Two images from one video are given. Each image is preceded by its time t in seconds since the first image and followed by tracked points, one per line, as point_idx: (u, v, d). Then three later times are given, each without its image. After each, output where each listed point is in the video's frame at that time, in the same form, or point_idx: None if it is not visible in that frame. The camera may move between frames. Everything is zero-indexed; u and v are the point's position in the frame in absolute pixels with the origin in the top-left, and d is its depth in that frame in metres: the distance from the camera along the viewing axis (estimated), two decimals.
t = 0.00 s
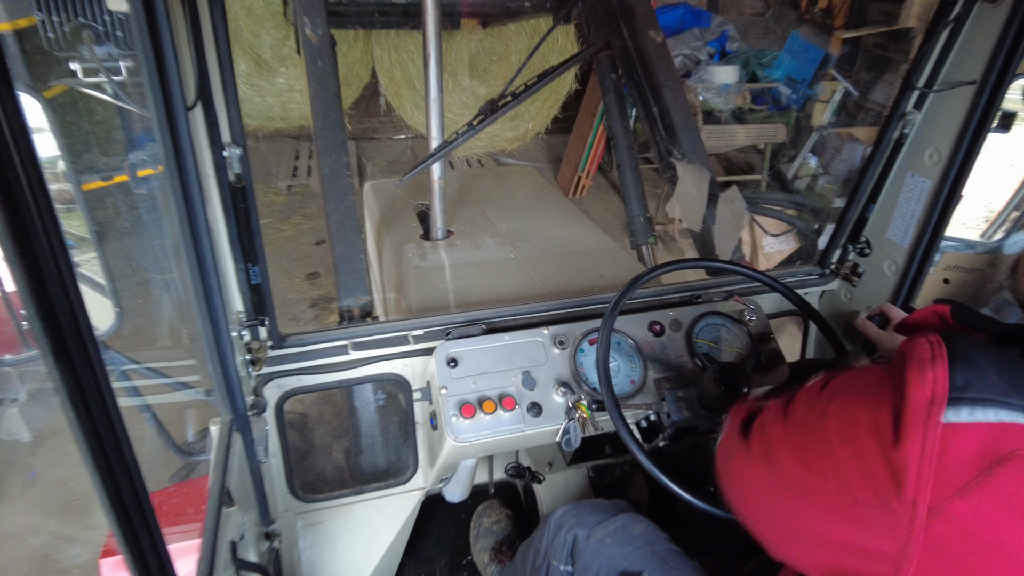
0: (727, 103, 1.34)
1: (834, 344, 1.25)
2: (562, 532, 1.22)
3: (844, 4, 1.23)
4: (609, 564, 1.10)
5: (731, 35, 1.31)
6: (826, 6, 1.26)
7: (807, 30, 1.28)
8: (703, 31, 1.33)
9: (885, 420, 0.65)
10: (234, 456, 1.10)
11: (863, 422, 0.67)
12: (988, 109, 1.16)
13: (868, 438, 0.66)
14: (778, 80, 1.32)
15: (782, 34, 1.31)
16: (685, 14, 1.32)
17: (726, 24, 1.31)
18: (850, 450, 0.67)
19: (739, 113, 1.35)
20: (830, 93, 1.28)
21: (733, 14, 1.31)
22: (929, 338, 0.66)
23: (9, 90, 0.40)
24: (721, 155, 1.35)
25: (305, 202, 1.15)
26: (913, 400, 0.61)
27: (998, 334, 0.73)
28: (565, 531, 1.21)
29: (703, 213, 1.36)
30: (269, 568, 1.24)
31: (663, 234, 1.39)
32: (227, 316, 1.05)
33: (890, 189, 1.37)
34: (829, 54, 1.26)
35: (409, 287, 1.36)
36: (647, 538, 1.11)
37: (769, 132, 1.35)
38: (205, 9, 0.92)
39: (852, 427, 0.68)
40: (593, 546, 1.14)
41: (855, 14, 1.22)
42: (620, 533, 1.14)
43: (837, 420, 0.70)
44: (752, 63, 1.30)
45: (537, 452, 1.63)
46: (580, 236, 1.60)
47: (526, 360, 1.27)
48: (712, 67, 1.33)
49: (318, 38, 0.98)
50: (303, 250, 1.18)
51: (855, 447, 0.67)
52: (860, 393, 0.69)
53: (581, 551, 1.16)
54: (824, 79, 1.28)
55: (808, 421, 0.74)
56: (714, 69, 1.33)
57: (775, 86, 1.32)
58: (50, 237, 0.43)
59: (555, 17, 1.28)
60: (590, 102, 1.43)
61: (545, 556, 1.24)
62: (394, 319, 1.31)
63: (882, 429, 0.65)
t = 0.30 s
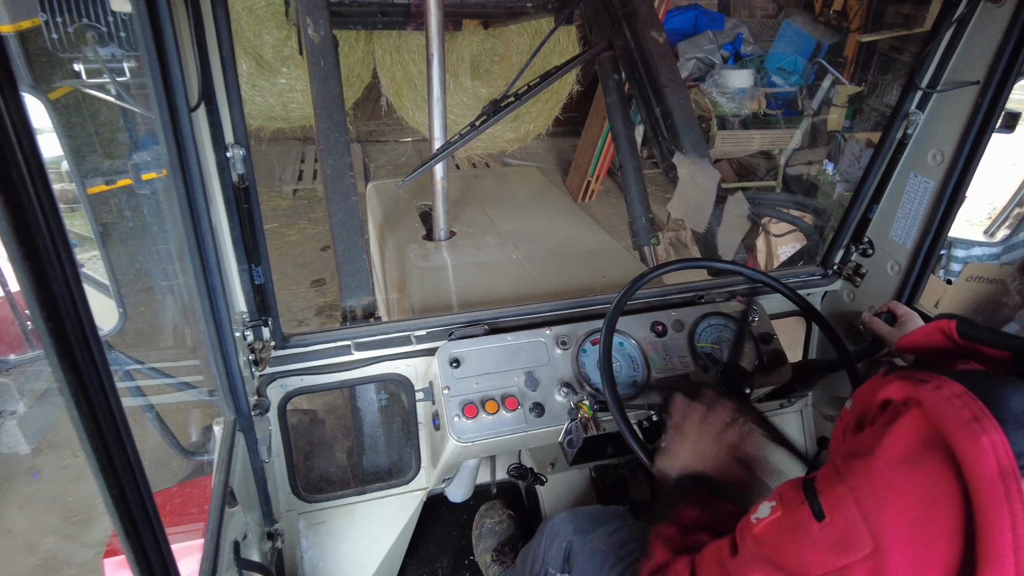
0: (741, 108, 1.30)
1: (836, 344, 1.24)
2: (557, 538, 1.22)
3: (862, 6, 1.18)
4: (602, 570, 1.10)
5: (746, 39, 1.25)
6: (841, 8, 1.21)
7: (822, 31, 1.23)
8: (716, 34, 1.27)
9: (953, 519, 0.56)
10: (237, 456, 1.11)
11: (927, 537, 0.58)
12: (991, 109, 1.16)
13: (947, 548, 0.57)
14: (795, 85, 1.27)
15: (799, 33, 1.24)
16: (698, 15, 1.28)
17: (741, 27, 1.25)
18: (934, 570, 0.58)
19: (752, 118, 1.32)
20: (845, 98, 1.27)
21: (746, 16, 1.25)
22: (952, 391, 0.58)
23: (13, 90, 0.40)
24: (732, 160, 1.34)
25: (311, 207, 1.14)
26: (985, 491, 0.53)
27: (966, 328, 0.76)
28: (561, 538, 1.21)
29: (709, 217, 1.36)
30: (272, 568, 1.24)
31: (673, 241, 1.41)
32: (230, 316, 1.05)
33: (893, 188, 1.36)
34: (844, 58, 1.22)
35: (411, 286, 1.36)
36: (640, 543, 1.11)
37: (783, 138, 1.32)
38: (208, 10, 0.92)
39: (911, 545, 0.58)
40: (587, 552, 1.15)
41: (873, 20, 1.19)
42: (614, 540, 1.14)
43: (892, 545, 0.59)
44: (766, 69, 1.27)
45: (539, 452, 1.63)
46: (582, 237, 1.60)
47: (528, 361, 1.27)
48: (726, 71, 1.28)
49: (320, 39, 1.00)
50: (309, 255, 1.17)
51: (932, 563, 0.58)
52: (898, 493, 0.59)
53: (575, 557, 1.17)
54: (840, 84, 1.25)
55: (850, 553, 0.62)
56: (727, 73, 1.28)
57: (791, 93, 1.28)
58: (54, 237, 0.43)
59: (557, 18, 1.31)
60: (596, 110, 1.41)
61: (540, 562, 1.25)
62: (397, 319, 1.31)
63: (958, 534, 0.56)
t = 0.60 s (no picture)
0: (753, 113, 1.29)
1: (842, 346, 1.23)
2: (557, 542, 1.21)
3: (876, 9, 1.17)
4: None
5: (757, 42, 1.25)
6: (853, 10, 1.19)
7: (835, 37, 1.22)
8: (727, 37, 1.28)
9: (911, 438, 0.60)
10: (241, 454, 1.11)
11: (884, 437, 0.61)
12: (997, 109, 1.16)
13: (892, 458, 0.61)
14: (807, 89, 1.27)
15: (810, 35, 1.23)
16: (708, 19, 1.28)
17: (752, 30, 1.25)
18: (871, 471, 0.62)
19: (765, 124, 1.30)
20: (857, 101, 1.27)
21: (755, 19, 1.26)
22: (945, 348, 0.61)
23: (19, 86, 0.40)
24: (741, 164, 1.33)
25: (315, 211, 1.14)
26: (945, 426, 0.57)
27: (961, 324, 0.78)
28: (561, 542, 1.20)
29: (713, 217, 1.34)
30: (275, 565, 1.25)
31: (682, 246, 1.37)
32: (234, 313, 1.06)
33: (899, 188, 1.36)
34: (857, 62, 1.24)
35: (415, 284, 1.35)
36: (641, 547, 1.11)
37: (801, 142, 1.33)
38: (213, 8, 0.92)
39: (868, 437, 0.62)
40: (588, 557, 1.14)
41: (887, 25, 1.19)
42: (615, 543, 1.14)
43: (850, 430, 0.63)
44: (778, 74, 1.26)
45: (543, 450, 1.64)
46: (586, 235, 1.60)
47: (531, 359, 1.26)
48: (738, 75, 1.27)
49: (326, 37, 1.00)
50: (314, 260, 1.17)
51: (875, 462, 0.62)
52: (873, 401, 0.63)
53: (576, 562, 1.16)
54: (851, 87, 1.26)
55: (813, 422, 0.66)
56: (739, 77, 1.26)
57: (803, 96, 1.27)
58: (59, 234, 0.44)
59: (562, 17, 1.33)
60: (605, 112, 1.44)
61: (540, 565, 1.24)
62: (401, 317, 1.31)
63: (907, 449, 0.60)
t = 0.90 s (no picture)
0: (764, 119, 1.23)
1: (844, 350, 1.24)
2: (563, 540, 1.22)
3: (887, 12, 1.17)
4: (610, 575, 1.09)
5: (767, 46, 1.22)
6: (863, 14, 1.17)
7: (843, 39, 1.20)
8: (736, 40, 1.23)
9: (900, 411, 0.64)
10: (244, 455, 1.11)
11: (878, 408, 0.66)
12: (1004, 114, 1.15)
13: (880, 427, 0.65)
14: (818, 94, 1.24)
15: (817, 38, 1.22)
16: (716, 21, 1.25)
17: (762, 32, 1.22)
18: (862, 437, 0.67)
19: (776, 130, 1.25)
20: (867, 105, 1.26)
21: (763, 21, 1.22)
22: (946, 341, 0.65)
23: (28, 88, 0.41)
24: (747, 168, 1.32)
25: (317, 216, 1.15)
26: (924, 402, 0.61)
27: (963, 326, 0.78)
28: (566, 540, 1.20)
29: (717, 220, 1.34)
30: (277, 565, 1.25)
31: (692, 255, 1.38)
32: (239, 314, 1.06)
33: (906, 193, 1.35)
34: (866, 64, 1.21)
35: (419, 286, 1.36)
36: (648, 547, 1.11)
37: (812, 149, 1.31)
38: (221, 11, 0.93)
39: (866, 406, 0.68)
40: (595, 554, 1.14)
41: (899, 29, 1.18)
42: (621, 542, 1.13)
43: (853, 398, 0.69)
44: (788, 78, 1.22)
45: (545, 453, 1.65)
46: (590, 239, 1.60)
47: (535, 362, 1.27)
48: (747, 79, 1.23)
49: (332, 40, 1.01)
50: (315, 266, 1.18)
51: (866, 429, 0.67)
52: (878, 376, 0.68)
53: (582, 560, 1.16)
54: (861, 91, 1.24)
55: (824, 390, 0.72)
56: (749, 82, 1.21)
57: (815, 102, 1.25)
58: (66, 234, 0.44)
59: (568, 20, 1.32)
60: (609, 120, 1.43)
61: (547, 563, 1.25)
62: (405, 319, 1.30)
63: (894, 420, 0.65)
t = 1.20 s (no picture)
0: (773, 122, 1.26)
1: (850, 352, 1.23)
2: (568, 537, 1.22)
3: (896, 13, 1.14)
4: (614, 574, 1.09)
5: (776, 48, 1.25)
6: (871, 13, 1.16)
7: (849, 38, 1.20)
8: (745, 42, 1.28)
9: (942, 411, 0.63)
10: (249, 453, 1.11)
11: (915, 409, 0.65)
12: (1013, 115, 1.15)
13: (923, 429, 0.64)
14: (828, 97, 1.25)
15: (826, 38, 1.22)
16: (722, 23, 1.27)
17: (769, 35, 1.25)
18: (902, 440, 0.65)
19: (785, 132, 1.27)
20: (876, 108, 1.26)
21: (769, 22, 1.25)
22: (984, 338, 0.64)
23: (38, 87, 0.41)
24: (753, 169, 1.31)
25: (318, 219, 1.19)
26: (974, 402, 0.60)
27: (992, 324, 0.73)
28: (571, 538, 1.20)
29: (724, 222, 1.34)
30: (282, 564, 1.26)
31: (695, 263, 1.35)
32: (245, 313, 1.06)
33: (912, 194, 1.35)
34: (874, 67, 1.21)
35: (424, 286, 1.36)
36: (654, 546, 1.10)
37: (819, 151, 1.31)
38: (228, 11, 0.93)
39: (901, 407, 0.66)
40: (600, 554, 1.13)
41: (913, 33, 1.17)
42: (627, 541, 1.13)
43: (885, 401, 0.67)
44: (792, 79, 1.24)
45: (549, 453, 1.65)
46: (595, 239, 1.61)
47: (540, 362, 1.26)
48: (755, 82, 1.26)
49: (338, 40, 1.01)
50: (315, 271, 1.20)
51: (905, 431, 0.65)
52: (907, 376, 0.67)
53: (587, 558, 1.15)
54: (870, 94, 1.24)
55: (851, 393, 0.70)
56: (756, 88, 1.25)
57: (824, 105, 1.26)
58: (74, 232, 0.44)
59: (574, 20, 1.34)
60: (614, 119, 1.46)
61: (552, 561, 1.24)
62: (410, 318, 1.30)
63: (939, 419, 0.63)
